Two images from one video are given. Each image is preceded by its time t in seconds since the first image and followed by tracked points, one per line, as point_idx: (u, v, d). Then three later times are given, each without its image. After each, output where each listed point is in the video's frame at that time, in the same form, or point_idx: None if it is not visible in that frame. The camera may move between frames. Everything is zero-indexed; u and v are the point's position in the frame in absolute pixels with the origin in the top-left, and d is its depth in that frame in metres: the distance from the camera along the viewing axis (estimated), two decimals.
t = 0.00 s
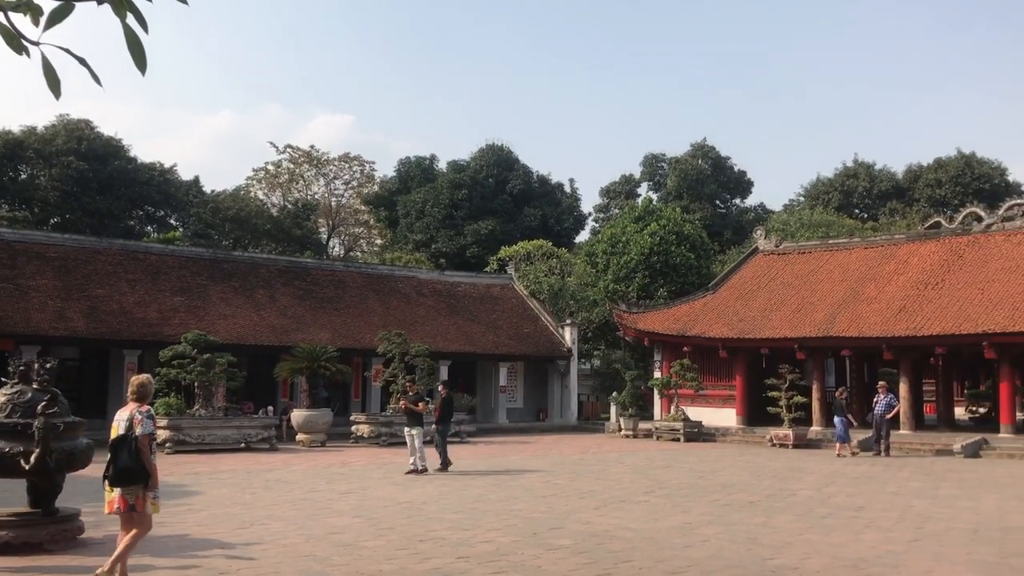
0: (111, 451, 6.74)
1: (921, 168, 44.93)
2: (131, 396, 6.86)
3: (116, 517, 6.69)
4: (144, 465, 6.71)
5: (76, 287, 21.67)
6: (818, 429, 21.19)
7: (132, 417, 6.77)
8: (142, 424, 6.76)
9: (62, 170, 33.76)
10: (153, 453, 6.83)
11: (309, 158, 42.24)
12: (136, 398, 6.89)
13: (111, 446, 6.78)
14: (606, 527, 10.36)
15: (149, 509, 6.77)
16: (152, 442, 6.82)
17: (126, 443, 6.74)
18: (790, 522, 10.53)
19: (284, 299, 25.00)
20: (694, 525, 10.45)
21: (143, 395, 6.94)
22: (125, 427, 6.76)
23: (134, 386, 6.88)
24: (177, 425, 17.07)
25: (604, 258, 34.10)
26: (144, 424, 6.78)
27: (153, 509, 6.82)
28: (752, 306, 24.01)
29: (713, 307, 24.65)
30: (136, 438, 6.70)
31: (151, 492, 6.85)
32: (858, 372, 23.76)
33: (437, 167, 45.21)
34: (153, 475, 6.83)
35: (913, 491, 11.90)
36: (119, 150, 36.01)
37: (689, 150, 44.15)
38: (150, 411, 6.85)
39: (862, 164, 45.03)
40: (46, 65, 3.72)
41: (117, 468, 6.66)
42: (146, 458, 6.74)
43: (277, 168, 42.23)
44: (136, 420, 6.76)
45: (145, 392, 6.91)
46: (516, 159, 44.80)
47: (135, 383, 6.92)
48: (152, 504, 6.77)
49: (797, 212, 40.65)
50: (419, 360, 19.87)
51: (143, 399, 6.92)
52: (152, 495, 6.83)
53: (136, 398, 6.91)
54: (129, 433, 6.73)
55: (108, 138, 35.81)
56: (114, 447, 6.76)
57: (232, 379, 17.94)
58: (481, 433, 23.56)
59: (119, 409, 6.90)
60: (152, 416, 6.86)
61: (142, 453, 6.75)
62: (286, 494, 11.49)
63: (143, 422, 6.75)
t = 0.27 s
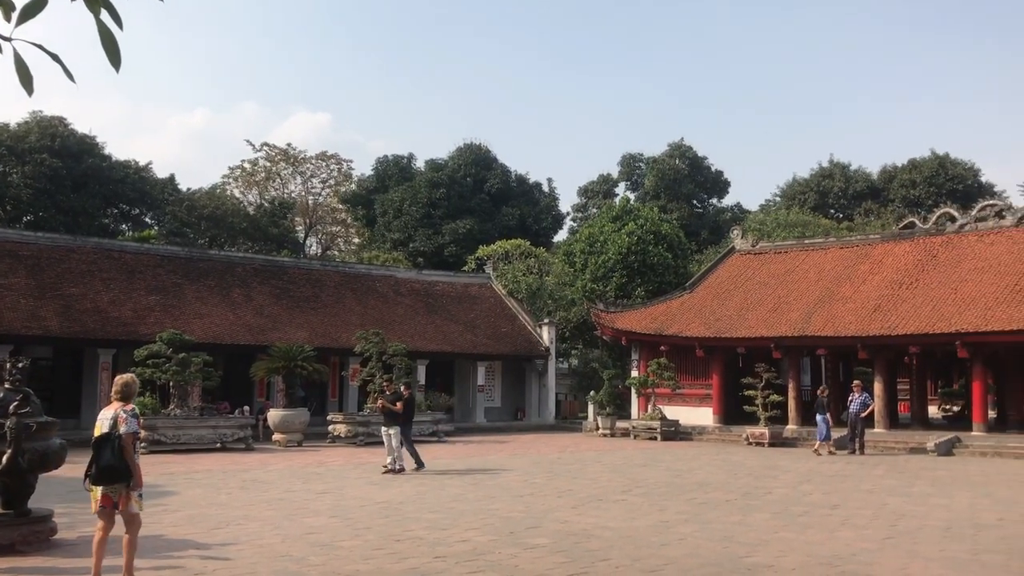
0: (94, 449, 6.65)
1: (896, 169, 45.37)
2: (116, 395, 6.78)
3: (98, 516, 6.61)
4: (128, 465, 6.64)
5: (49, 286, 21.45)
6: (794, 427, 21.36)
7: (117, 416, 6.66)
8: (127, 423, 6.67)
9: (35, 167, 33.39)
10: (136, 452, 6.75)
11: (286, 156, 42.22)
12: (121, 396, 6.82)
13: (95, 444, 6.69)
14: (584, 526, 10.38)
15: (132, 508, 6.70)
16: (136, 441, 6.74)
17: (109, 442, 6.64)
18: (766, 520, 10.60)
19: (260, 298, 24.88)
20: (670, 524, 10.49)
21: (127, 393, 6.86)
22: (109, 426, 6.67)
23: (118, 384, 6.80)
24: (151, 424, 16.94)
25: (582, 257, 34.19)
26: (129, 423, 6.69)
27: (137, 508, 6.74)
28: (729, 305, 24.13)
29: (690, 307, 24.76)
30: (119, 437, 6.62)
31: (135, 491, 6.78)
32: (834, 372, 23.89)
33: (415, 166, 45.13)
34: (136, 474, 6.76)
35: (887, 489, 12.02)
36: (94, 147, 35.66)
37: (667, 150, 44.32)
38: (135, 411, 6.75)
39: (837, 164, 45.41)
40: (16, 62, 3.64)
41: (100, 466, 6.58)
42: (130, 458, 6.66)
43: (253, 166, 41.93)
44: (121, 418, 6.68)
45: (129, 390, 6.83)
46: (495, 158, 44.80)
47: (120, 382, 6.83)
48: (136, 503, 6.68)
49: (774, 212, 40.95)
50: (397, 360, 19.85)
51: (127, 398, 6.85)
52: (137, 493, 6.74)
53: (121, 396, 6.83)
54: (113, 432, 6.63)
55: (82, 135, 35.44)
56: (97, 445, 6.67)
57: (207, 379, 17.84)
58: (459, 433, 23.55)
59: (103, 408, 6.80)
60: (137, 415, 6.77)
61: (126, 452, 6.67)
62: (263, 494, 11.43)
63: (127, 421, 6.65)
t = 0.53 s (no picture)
0: (80, 450, 6.58)
1: (867, 170, 45.84)
2: (101, 395, 6.73)
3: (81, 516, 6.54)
4: (117, 466, 6.60)
5: (20, 285, 21.19)
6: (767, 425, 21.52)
7: (104, 416, 6.60)
8: (114, 424, 6.61)
9: (6, 165, 32.97)
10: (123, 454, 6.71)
11: (260, 155, 41.85)
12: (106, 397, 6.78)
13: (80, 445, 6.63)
14: (558, 525, 10.40)
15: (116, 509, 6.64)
16: (122, 442, 6.70)
17: (96, 442, 6.59)
18: (739, 518, 10.67)
19: (234, 297, 24.74)
20: (645, 522, 10.53)
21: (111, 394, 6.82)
22: (96, 426, 6.61)
23: (104, 385, 6.78)
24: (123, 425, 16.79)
25: (558, 257, 34.29)
26: (116, 424, 6.64)
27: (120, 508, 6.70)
28: (703, 304, 24.27)
29: (665, 306, 24.88)
30: (108, 438, 6.57)
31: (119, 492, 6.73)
32: (807, 371, 24.07)
33: (391, 165, 45.02)
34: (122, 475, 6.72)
35: (859, 487, 12.15)
36: (64, 145, 35.28)
37: (642, 150, 44.51)
38: (123, 411, 6.70)
39: (810, 165, 45.78)
40: None
41: (87, 467, 6.52)
42: (118, 459, 6.62)
43: (227, 165, 41.60)
44: (108, 419, 6.63)
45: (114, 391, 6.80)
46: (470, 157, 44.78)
47: (105, 383, 6.79)
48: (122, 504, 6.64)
49: (747, 213, 41.26)
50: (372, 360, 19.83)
51: (112, 399, 6.80)
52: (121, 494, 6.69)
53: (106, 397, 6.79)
54: (101, 432, 6.58)
55: (53, 132, 35.05)
56: (83, 446, 6.61)
57: (180, 379, 17.72)
58: (435, 433, 23.52)
59: (88, 408, 6.73)
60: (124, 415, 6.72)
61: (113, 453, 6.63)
62: (236, 494, 11.36)
63: (115, 422, 6.60)
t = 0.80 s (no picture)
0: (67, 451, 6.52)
1: (836, 171, 46.30)
2: (82, 395, 6.68)
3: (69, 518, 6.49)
4: (106, 465, 6.60)
5: None
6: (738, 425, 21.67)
7: (90, 416, 6.57)
8: (100, 424, 6.60)
9: None
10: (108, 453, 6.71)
11: (230, 153, 41.33)
12: (86, 397, 6.74)
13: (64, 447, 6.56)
14: (530, 524, 10.41)
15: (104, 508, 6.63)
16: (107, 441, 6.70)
17: (83, 443, 6.56)
18: (710, 517, 10.73)
19: (203, 297, 24.52)
20: (616, 522, 10.56)
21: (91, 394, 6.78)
22: (81, 427, 6.57)
23: (83, 385, 6.73)
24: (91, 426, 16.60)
25: (530, 257, 34.34)
26: (102, 423, 6.63)
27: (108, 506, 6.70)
28: (674, 304, 24.40)
29: (636, 306, 24.99)
30: (96, 438, 6.56)
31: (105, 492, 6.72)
32: (776, 370, 24.34)
33: (362, 164, 44.83)
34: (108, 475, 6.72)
35: (828, 485, 12.27)
36: (30, 142, 34.79)
37: (614, 151, 44.68)
38: (107, 411, 6.69)
39: (780, 166, 46.16)
40: None
41: (76, 468, 6.48)
42: (106, 458, 6.62)
43: (196, 163, 41.22)
44: (93, 419, 6.60)
45: (93, 391, 6.76)
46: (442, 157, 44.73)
47: (84, 383, 6.74)
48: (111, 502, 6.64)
49: (718, 213, 41.55)
50: (343, 360, 19.76)
51: (92, 399, 6.76)
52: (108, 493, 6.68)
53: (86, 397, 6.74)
54: (88, 433, 6.55)
55: (18, 129, 34.54)
56: (68, 448, 6.55)
57: (149, 380, 17.55)
58: (406, 433, 23.46)
59: (68, 408, 6.67)
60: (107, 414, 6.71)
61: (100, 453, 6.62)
62: (205, 496, 11.26)
63: (102, 421, 6.59)
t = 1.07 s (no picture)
0: (43, 453, 6.46)
1: (805, 173, 46.73)
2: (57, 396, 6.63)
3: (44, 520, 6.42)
4: (82, 467, 6.55)
5: None
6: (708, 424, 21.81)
7: (66, 417, 6.53)
8: (76, 424, 6.56)
9: None
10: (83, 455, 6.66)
11: (200, 151, 41.11)
12: (60, 398, 6.69)
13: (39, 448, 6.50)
14: (501, 525, 10.41)
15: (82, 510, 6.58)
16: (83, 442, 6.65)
17: (60, 444, 6.51)
18: (680, 516, 10.79)
19: (172, 296, 24.29)
20: (587, 522, 10.59)
21: (66, 395, 6.74)
22: (57, 427, 6.52)
23: (59, 386, 6.70)
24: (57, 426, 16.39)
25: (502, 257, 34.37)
26: (78, 424, 6.59)
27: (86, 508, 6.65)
28: (645, 304, 24.52)
29: (608, 306, 25.09)
30: (73, 439, 6.52)
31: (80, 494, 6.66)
32: (746, 369, 24.54)
33: (333, 163, 44.57)
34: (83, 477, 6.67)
35: (796, 485, 12.38)
36: None
37: (586, 151, 44.81)
38: (82, 412, 6.65)
39: (750, 168, 46.51)
40: None
41: (53, 469, 6.42)
42: (82, 459, 6.58)
43: (165, 161, 40.88)
44: (70, 420, 6.56)
45: (67, 392, 6.72)
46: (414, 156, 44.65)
47: (59, 383, 6.69)
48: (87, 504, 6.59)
49: (689, 214, 41.84)
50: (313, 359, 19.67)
51: (65, 400, 6.72)
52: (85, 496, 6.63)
53: (61, 399, 6.70)
54: (65, 433, 6.50)
55: None
56: (43, 450, 6.49)
57: (116, 381, 17.35)
58: (376, 434, 23.39)
59: (42, 409, 6.61)
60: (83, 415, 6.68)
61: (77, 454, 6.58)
62: (173, 497, 11.15)
63: (78, 422, 6.55)
